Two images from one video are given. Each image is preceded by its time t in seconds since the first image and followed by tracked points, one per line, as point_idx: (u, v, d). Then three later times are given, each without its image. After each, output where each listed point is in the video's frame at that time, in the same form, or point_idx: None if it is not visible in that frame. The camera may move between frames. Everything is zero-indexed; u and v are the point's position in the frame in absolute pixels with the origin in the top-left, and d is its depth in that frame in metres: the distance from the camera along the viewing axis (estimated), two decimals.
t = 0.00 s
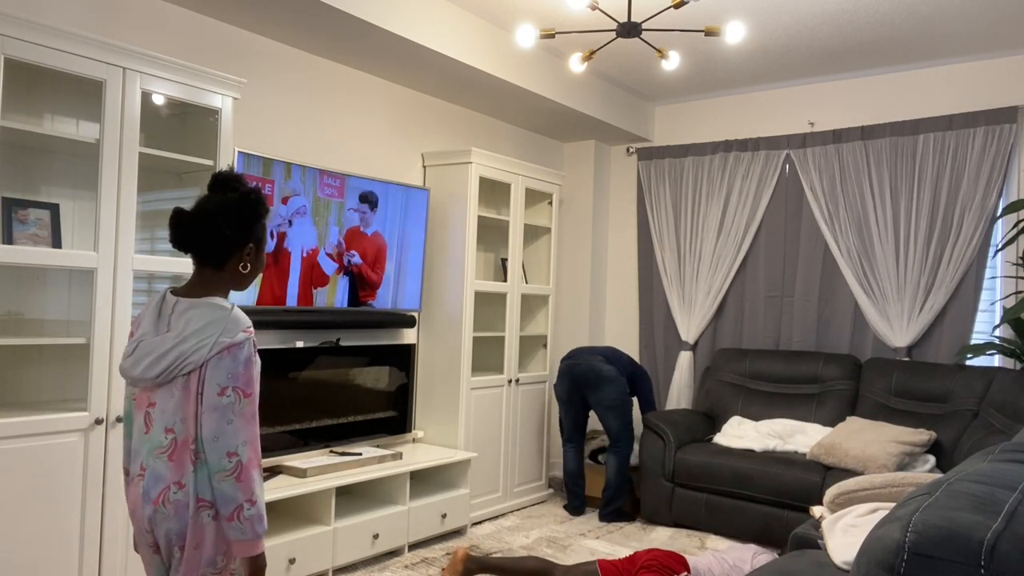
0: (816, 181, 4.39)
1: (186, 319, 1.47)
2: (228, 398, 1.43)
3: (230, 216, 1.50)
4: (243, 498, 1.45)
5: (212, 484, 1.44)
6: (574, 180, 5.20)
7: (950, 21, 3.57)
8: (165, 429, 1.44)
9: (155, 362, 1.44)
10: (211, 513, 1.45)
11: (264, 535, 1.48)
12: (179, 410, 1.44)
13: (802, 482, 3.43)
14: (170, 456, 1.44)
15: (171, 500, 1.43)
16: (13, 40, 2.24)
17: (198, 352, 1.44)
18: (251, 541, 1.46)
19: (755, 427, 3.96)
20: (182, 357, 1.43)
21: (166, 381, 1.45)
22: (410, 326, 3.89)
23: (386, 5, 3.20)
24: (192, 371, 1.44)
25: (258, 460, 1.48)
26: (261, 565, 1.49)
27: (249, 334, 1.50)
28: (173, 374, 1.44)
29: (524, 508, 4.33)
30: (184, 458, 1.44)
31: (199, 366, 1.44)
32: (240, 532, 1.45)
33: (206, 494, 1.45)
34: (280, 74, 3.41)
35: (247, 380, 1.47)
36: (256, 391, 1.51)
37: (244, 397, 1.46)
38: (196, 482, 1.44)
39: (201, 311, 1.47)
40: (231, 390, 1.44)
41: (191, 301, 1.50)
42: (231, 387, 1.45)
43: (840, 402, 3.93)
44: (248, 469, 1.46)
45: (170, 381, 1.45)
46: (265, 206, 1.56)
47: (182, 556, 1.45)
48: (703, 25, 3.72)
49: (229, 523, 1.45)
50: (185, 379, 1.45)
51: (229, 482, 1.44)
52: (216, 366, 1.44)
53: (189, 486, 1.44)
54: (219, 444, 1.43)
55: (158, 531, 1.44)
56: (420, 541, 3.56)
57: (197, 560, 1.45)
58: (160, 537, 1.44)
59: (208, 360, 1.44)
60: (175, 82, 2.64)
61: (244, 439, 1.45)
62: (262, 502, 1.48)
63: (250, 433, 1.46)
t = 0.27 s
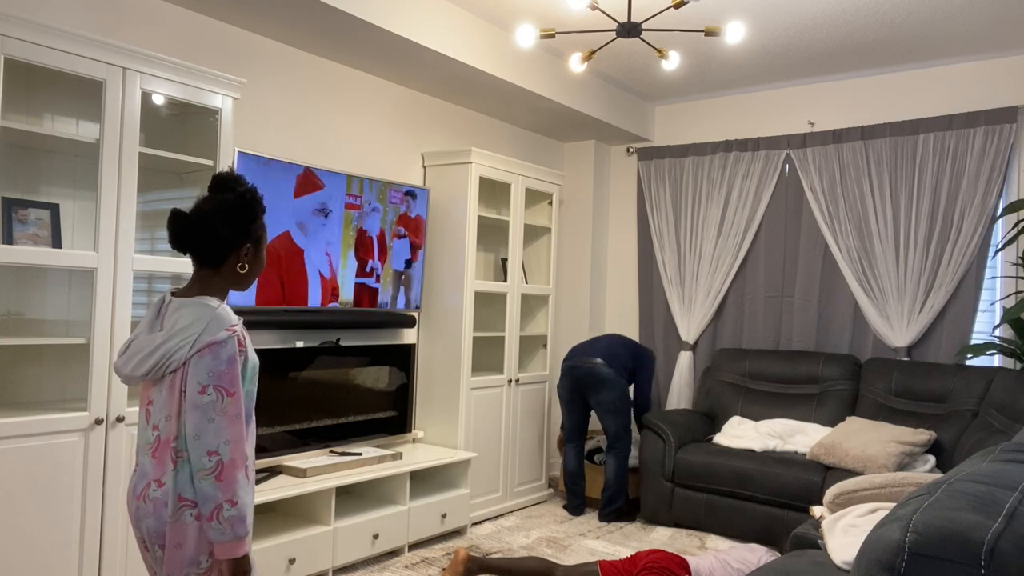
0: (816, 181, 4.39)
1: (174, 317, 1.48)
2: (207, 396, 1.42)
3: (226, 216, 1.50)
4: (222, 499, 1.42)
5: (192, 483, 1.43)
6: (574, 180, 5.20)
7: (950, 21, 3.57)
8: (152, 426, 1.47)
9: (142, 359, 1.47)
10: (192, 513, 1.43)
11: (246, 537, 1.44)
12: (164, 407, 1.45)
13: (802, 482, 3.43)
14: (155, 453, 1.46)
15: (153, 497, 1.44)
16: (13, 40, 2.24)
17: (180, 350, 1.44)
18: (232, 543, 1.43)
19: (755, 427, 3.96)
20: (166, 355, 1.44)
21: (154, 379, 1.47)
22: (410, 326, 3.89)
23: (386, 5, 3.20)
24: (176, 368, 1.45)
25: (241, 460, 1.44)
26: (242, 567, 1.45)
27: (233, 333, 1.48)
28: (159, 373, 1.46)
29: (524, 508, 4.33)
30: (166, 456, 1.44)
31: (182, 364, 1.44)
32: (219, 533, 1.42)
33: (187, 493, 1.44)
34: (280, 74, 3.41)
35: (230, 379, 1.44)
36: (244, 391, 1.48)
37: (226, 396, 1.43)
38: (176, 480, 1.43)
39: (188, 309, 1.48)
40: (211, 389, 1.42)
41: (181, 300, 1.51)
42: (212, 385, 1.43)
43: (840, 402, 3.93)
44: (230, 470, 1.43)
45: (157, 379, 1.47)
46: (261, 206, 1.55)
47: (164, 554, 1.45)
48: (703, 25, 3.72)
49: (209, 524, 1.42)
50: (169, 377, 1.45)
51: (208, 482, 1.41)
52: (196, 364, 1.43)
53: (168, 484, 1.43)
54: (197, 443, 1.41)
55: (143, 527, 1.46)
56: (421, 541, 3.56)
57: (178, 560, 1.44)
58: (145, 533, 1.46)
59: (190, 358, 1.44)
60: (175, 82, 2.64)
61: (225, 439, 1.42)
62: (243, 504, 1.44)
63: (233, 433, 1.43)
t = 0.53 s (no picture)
0: (816, 181, 4.39)
1: (181, 321, 1.48)
2: (220, 401, 1.43)
3: (230, 216, 1.50)
4: (236, 502, 1.43)
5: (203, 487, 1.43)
6: (574, 180, 5.20)
7: (950, 21, 3.57)
8: (159, 430, 1.45)
9: (150, 363, 1.45)
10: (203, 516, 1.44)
11: (258, 540, 1.45)
12: (173, 411, 1.45)
13: (802, 482, 3.43)
14: (162, 457, 1.44)
15: (161, 502, 1.43)
16: (13, 40, 2.24)
17: (191, 354, 1.44)
18: (246, 547, 1.44)
19: (755, 427, 3.96)
20: (175, 359, 1.44)
21: (161, 383, 1.46)
22: (410, 326, 3.89)
23: (386, 5, 3.20)
24: (186, 372, 1.45)
25: (253, 464, 1.46)
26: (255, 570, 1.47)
27: (243, 338, 1.49)
28: (166, 377, 1.45)
29: (524, 508, 4.33)
30: (177, 461, 1.44)
31: (193, 368, 1.44)
32: (233, 537, 1.43)
33: (198, 496, 1.44)
34: (280, 74, 3.41)
35: (242, 383, 1.46)
36: (252, 395, 1.50)
37: (238, 400, 1.45)
38: (188, 484, 1.43)
39: (196, 312, 1.48)
40: (225, 393, 1.43)
41: (187, 302, 1.50)
42: (225, 390, 1.44)
43: (840, 402, 3.93)
44: (242, 473, 1.44)
45: (164, 383, 1.46)
46: (266, 206, 1.56)
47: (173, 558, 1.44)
48: (703, 25, 3.72)
49: (222, 528, 1.43)
50: (178, 381, 1.45)
51: (222, 485, 1.42)
52: (209, 369, 1.44)
53: (177, 488, 1.43)
54: (210, 447, 1.42)
55: (149, 532, 1.45)
56: (421, 541, 3.56)
57: (190, 563, 1.44)
58: (153, 538, 1.45)
59: (202, 362, 1.44)
60: (175, 82, 2.64)
61: (238, 443, 1.44)
62: (257, 507, 1.45)
63: (245, 437, 1.45)
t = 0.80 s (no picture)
0: (816, 180, 4.39)
1: (202, 325, 1.46)
2: (250, 403, 1.44)
3: (240, 221, 1.49)
4: (266, 501, 1.45)
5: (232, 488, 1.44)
6: (574, 180, 5.20)
7: (950, 21, 3.57)
8: (184, 434, 1.44)
9: (174, 368, 1.43)
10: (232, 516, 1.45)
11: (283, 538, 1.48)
12: (199, 415, 1.45)
13: (802, 482, 3.43)
14: (190, 461, 1.44)
15: (191, 504, 1.43)
16: (13, 40, 2.24)
17: (219, 359, 1.43)
18: (273, 544, 1.46)
19: (755, 427, 3.96)
20: (203, 363, 1.43)
21: (183, 387, 1.45)
22: (410, 326, 3.89)
23: (386, 5, 3.20)
24: (212, 376, 1.44)
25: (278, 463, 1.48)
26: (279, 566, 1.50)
27: (266, 340, 1.50)
28: (191, 381, 1.44)
29: (524, 508, 4.33)
30: (205, 463, 1.44)
31: (220, 372, 1.44)
32: (262, 535, 1.45)
33: (227, 497, 1.45)
34: (280, 74, 3.41)
35: (267, 385, 1.48)
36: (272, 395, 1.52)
37: (264, 402, 1.47)
38: (218, 486, 1.44)
39: (218, 316, 1.47)
40: (253, 396, 1.45)
41: (203, 306, 1.48)
42: (253, 392, 1.45)
43: (840, 402, 3.93)
44: (269, 473, 1.47)
45: (187, 387, 1.44)
46: (273, 209, 1.55)
47: (200, 560, 1.45)
48: (703, 25, 3.72)
49: (251, 527, 1.44)
50: (204, 385, 1.45)
51: (252, 485, 1.44)
52: (237, 372, 1.44)
53: (209, 490, 1.44)
54: (241, 449, 1.43)
55: (175, 535, 1.44)
56: (421, 541, 3.56)
57: (218, 564, 1.45)
58: (178, 541, 1.44)
59: (229, 366, 1.44)
60: (175, 82, 2.64)
61: (266, 444, 1.46)
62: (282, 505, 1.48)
63: (271, 437, 1.47)
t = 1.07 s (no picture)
0: (816, 180, 4.39)
1: (214, 323, 1.48)
2: (268, 397, 1.50)
3: (241, 220, 1.50)
4: (282, 490, 1.52)
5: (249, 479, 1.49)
6: (574, 180, 5.21)
7: (950, 21, 3.57)
8: (198, 429, 1.46)
9: (189, 365, 1.44)
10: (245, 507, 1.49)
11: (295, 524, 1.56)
12: (214, 411, 1.47)
13: (802, 482, 3.43)
14: (203, 456, 1.46)
15: (206, 498, 1.45)
16: (13, 40, 2.24)
17: (237, 356, 1.47)
18: (287, 528, 1.54)
19: (755, 427, 3.96)
20: (220, 360, 1.46)
21: (197, 385, 1.46)
22: (410, 326, 3.89)
23: (386, 5, 3.20)
24: (227, 373, 1.47)
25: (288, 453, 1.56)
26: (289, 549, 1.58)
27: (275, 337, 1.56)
28: (206, 378, 1.46)
29: (524, 508, 4.33)
30: (221, 457, 1.47)
31: (236, 368, 1.48)
32: (279, 521, 1.53)
33: (239, 489, 1.49)
34: (280, 74, 3.41)
35: (279, 380, 1.54)
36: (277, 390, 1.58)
37: (277, 396, 1.53)
38: (232, 479, 1.48)
39: (231, 314, 1.50)
40: (270, 390, 1.50)
41: (214, 305, 1.50)
42: (268, 387, 1.51)
43: (840, 402, 3.93)
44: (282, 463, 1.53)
45: (202, 384, 1.46)
46: (273, 207, 1.56)
47: (210, 554, 1.46)
48: (703, 25, 3.72)
49: (270, 513, 1.52)
50: (219, 381, 1.47)
51: (269, 476, 1.50)
52: (254, 368, 1.49)
53: (221, 484, 1.47)
54: (260, 442, 1.49)
55: (183, 532, 1.44)
56: (421, 541, 3.56)
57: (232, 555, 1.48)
58: (189, 537, 1.44)
59: (245, 363, 1.49)
60: (175, 82, 2.64)
61: (280, 436, 1.52)
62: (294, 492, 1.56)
63: (284, 430, 1.54)
